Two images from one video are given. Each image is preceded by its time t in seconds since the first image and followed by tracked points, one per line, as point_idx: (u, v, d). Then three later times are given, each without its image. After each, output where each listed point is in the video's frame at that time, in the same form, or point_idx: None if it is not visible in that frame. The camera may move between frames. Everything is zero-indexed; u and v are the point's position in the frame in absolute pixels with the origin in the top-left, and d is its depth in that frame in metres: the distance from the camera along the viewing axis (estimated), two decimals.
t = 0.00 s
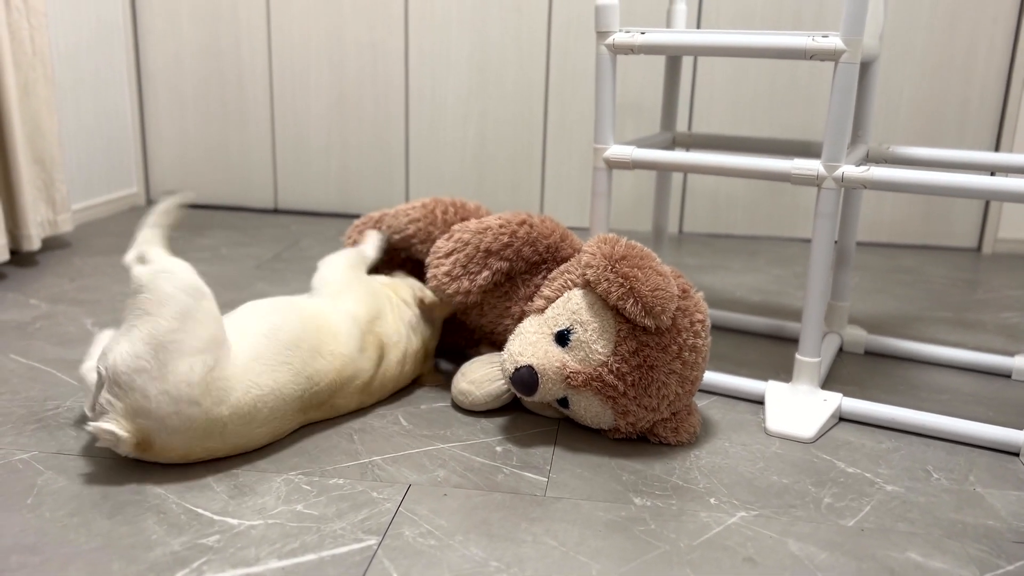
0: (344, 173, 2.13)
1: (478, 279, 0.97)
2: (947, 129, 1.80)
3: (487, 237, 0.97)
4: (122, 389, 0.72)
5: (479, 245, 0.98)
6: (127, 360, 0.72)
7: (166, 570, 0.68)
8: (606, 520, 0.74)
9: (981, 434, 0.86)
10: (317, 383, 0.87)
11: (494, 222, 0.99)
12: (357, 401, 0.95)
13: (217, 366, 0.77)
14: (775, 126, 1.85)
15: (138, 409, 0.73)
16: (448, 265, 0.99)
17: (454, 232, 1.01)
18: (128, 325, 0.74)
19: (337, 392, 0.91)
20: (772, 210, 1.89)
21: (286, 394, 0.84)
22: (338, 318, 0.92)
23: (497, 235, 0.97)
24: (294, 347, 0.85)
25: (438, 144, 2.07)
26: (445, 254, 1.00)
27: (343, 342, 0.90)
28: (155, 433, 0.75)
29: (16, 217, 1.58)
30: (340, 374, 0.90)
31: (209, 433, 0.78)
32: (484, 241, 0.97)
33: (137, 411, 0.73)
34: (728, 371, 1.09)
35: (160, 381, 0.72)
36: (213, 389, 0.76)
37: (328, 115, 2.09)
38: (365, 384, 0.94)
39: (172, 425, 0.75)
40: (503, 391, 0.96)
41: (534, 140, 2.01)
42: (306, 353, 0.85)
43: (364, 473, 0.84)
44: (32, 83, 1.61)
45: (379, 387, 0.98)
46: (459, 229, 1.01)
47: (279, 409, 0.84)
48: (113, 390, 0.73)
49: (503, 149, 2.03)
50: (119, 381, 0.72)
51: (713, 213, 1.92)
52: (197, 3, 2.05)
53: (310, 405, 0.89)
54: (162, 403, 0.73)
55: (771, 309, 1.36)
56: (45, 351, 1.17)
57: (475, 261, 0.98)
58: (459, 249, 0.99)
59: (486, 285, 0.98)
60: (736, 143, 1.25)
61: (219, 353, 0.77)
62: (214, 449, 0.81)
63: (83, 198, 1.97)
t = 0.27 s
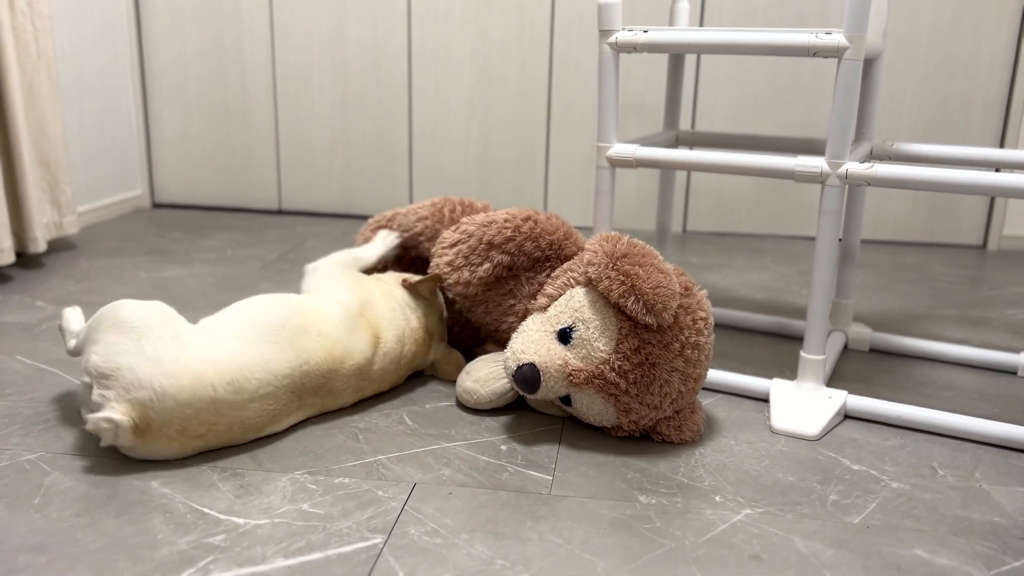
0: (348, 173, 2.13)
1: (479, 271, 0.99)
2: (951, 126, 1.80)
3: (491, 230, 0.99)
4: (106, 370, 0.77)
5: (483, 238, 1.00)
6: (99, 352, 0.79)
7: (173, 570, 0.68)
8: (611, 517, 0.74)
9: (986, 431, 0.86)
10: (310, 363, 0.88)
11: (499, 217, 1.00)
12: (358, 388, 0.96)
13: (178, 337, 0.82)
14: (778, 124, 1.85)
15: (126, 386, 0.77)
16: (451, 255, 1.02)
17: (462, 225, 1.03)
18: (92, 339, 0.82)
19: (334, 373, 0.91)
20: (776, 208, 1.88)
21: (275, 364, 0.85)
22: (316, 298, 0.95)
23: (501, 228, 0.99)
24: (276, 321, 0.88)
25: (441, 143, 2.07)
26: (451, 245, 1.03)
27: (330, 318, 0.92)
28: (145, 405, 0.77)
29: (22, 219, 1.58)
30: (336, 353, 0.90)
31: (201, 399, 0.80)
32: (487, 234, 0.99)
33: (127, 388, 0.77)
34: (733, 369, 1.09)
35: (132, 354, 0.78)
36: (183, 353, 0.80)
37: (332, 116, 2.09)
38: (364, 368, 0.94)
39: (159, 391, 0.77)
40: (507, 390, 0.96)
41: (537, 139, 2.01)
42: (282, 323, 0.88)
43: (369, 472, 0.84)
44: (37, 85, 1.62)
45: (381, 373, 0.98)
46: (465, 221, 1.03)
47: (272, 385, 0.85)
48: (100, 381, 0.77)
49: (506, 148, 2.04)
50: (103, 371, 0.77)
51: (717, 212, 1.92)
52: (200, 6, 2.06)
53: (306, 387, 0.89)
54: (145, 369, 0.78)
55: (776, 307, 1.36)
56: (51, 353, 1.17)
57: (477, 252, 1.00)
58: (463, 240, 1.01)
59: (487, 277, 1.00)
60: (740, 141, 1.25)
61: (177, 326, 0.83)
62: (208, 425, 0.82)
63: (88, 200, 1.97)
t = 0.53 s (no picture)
0: (352, 174, 2.13)
1: (482, 285, 0.98)
2: (958, 123, 1.79)
3: (489, 243, 0.97)
4: (105, 351, 0.81)
5: (480, 251, 0.98)
6: (105, 331, 0.83)
7: (181, 571, 0.68)
8: (618, 517, 0.74)
9: (994, 429, 0.86)
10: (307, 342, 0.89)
11: (495, 228, 0.98)
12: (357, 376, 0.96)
13: (180, 316, 0.87)
14: (783, 122, 1.85)
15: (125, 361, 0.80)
16: (450, 273, 0.99)
17: (455, 240, 1.01)
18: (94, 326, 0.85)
19: (332, 358, 0.92)
20: (781, 206, 1.88)
21: (269, 339, 0.87)
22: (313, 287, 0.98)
23: (498, 240, 0.97)
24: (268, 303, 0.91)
25: (445, 143, 2.07)
26: (448, 260, 1.00)
27: (322, 301, 0.95)
28: (142, 375, 0.80)
29: (28, 221, 1.59)
30: (335, 333, 0.92)
31: (196, 366, 0.82)
32: (485, 247, 0.97)
33: (132, 353, 0.80)
34: (739, 368, 1.09)
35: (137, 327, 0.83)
36: (184, 326, 0.84)
37: (336, 117, 2.10)
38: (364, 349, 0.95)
39: (161, 356, 0.80)
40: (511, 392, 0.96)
41: (542, 139, 2.01)
42: (279, 305, 0.92)
43: (375, 473, 0.84)
44: (43, 88, 1.63)
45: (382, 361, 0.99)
46: (459, 234, 1.01)
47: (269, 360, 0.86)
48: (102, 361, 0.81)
49: (510, 148, 2.04)
50: (107, 344, 0.80)
51: (722, 211, 1.91)
52: (204, 8, 2.06)
53: (305, 372, 0.90)
54: (150, 337, 0.82)
55: (781, 306, 1.36)
56: (58, 354, 1.18)
57: (477, 267, 0.98)
58: (461, 255, 0.99)
59: (489, 290, 0.98)
60: (744, 139, 1.25)
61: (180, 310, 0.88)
62: (205, 400, 0.83)
63: (94, 202, 1.98)
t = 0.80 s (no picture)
0: (358, 174, 2.13)
1: (491, 281, 0.98)
2: (965, 120, 1.78)
3: (499, 240, 0.98)
4: (121, 371, 0.79)
5: (491, 248, 0.99)
6: (123, 346, 0.80)
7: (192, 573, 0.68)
8: (627, 518, 0.74)
9: (1004, 428, 0.86)
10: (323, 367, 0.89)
11: (505, 225, 0.99)
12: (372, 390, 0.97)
13: (202, 337, 0.83)
14: (789, 119, 1.84)
15: (139, 387, 0.79)
16: (460, 268, 1.00)
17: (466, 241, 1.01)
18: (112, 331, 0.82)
19: (348, 375, 0.92)
20: (788, 204, 1.88)
21: (287, 366, 0.86)
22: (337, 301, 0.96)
23: (508, 237, 0.98)
24: (288, 323, 0.89)
25: (450, 143, 2.07)
26: (458, 257, 1.01)
27: (343, 323, 0.92)
28: (157, 404, 0.80)
29: (36, 224, 1.59)
30: (351, 358, 0.92)
31: (211, 399, 0.81)
32: (495, 244, 0.98)
33: (146, 382, 0.79)
34: (747, 367, 1.09)
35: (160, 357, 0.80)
36: (206, 354, 0.82)
37: (342, 117, 2.10)
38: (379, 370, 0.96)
39: (179, 392, 0.80)
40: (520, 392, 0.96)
41: (547, 138, 2.01)
42: (304, 328, 0.89)
43: (384, 474, 0.84)
44: (50, 91, 1.63)
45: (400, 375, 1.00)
46: (470, 232, 1.01)
47: (285, 385, 0.86)
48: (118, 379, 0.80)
49: (515, 147, 2.04)
50: (123, 365, 0.79)
51: (728, 209, 1.91)
52: (210, 11, 2.07)
53: (319, 391, 0.91)
54: (170, 373, 0.79)
55: (789, 304, 1.36)
56: (67, 357, 1.18)
57: (487, 263, 0.98)
58: (472, 252, 1.00)
59: (499, 287, 0.99)
60: (751, 137, 1.25)
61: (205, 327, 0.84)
62: (221, 421, 0.84)
63: (101, 204, 1.99)
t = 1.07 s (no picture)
0: (361, 173, 2.15)
1: (502, 301, 0.98)
2: (965, 116, 1.79)
3: (504, 258, 0.98)
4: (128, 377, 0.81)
5: (496, 266, 0.98)
6: (127, 353, 0.81)
7: (200, 564, 0.70)
8: (628, 509, 0.75)
9: (1001, 420, 0.86)
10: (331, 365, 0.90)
11: (506, 239, 0.99)
12: (381, 390, 0.98)
13: (204, 336, 0.85)
14: (789, 117, 1.85)
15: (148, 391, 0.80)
16: (468, 293, 0.98)
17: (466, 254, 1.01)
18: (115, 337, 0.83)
19: (356, 377, 0.93)
20: (789, 201, 1.88)
21: (296, 367, 0.87)
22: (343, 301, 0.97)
23: (512, 253, 0.98)
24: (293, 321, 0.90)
25: (452, 141, 2.08)
26: (462, 280, 1.00)
27: (348, 320, 0.93)
28: (166, 407, 0.81)
29: (43, 224, 1.61)
30: (359, 358, 0.92)
31: (221, 399, 0.83)
32: (500, 262, 0.98)
33: (154, 385, 0.80)
34: (747, 362, 1.10)
35: (162, 355, 0.81)
36: (210, 356, 0.83)
37: (345, 117, 2.11)
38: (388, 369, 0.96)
39: (188, 394, 0.81)
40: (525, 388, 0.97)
41: (549, 136, 2.02)
42: (307, 325, 0.90)
43: (389, 467, 0.85)
44: (55, 93, 1.65)
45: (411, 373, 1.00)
46: (471, 248, 1.01)
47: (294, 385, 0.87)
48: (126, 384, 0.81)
49: (517, 145, 2.05)
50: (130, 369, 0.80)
51: (729, 206, 1.92)
52: (213, 12, 2.08)
53: (329, 390, 0.92)
54: (174, 369, 0.81)
55: (789, 300, 1.36)
56: (75, 355, 1.20)
57: (495, 283, 0.98)
58: (476, 273, 0.99)
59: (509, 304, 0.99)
60: (751, 134, 1.26)
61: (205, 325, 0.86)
62: (232, 422, 0.85)
63: (106, 205, 2.00)
